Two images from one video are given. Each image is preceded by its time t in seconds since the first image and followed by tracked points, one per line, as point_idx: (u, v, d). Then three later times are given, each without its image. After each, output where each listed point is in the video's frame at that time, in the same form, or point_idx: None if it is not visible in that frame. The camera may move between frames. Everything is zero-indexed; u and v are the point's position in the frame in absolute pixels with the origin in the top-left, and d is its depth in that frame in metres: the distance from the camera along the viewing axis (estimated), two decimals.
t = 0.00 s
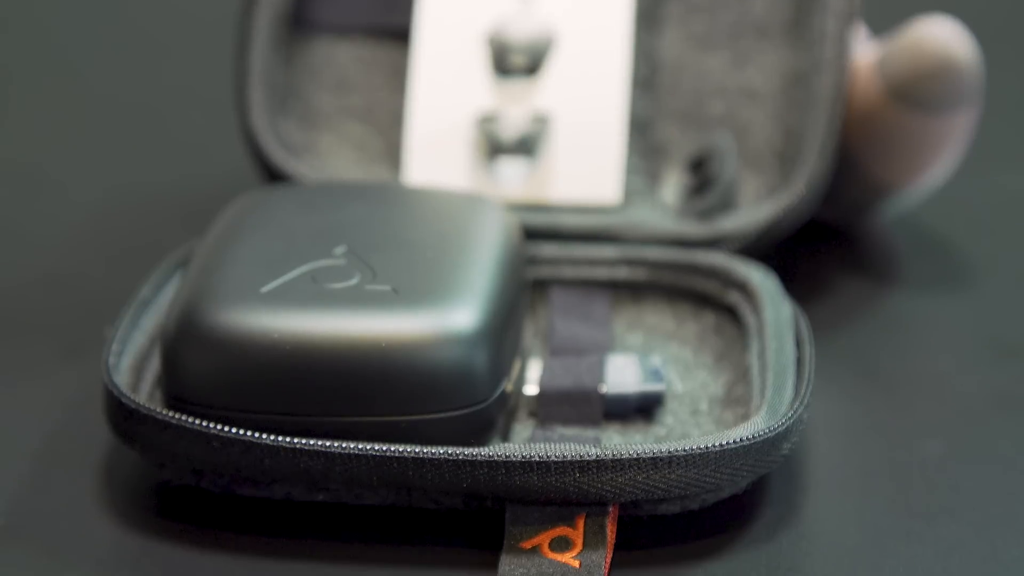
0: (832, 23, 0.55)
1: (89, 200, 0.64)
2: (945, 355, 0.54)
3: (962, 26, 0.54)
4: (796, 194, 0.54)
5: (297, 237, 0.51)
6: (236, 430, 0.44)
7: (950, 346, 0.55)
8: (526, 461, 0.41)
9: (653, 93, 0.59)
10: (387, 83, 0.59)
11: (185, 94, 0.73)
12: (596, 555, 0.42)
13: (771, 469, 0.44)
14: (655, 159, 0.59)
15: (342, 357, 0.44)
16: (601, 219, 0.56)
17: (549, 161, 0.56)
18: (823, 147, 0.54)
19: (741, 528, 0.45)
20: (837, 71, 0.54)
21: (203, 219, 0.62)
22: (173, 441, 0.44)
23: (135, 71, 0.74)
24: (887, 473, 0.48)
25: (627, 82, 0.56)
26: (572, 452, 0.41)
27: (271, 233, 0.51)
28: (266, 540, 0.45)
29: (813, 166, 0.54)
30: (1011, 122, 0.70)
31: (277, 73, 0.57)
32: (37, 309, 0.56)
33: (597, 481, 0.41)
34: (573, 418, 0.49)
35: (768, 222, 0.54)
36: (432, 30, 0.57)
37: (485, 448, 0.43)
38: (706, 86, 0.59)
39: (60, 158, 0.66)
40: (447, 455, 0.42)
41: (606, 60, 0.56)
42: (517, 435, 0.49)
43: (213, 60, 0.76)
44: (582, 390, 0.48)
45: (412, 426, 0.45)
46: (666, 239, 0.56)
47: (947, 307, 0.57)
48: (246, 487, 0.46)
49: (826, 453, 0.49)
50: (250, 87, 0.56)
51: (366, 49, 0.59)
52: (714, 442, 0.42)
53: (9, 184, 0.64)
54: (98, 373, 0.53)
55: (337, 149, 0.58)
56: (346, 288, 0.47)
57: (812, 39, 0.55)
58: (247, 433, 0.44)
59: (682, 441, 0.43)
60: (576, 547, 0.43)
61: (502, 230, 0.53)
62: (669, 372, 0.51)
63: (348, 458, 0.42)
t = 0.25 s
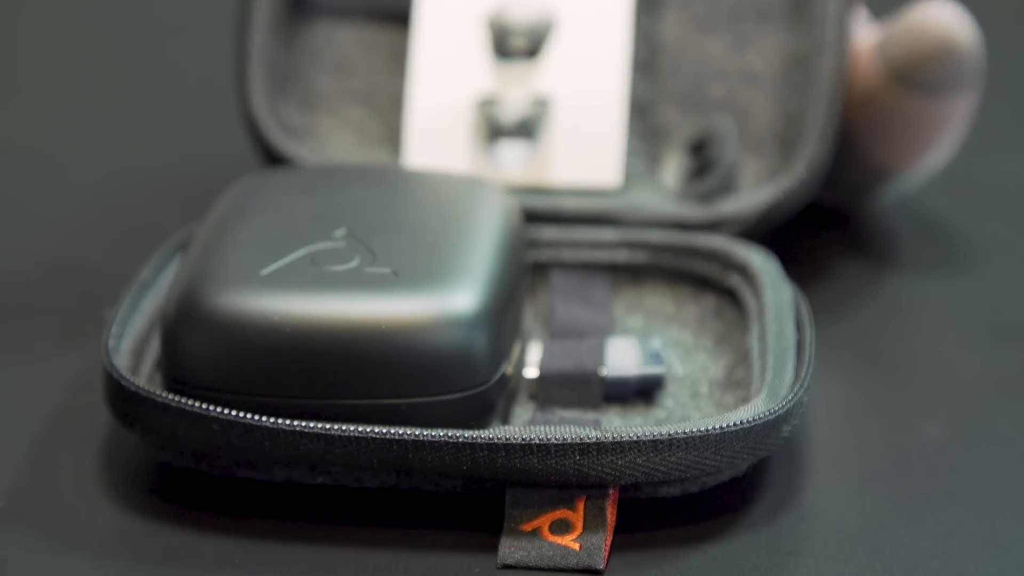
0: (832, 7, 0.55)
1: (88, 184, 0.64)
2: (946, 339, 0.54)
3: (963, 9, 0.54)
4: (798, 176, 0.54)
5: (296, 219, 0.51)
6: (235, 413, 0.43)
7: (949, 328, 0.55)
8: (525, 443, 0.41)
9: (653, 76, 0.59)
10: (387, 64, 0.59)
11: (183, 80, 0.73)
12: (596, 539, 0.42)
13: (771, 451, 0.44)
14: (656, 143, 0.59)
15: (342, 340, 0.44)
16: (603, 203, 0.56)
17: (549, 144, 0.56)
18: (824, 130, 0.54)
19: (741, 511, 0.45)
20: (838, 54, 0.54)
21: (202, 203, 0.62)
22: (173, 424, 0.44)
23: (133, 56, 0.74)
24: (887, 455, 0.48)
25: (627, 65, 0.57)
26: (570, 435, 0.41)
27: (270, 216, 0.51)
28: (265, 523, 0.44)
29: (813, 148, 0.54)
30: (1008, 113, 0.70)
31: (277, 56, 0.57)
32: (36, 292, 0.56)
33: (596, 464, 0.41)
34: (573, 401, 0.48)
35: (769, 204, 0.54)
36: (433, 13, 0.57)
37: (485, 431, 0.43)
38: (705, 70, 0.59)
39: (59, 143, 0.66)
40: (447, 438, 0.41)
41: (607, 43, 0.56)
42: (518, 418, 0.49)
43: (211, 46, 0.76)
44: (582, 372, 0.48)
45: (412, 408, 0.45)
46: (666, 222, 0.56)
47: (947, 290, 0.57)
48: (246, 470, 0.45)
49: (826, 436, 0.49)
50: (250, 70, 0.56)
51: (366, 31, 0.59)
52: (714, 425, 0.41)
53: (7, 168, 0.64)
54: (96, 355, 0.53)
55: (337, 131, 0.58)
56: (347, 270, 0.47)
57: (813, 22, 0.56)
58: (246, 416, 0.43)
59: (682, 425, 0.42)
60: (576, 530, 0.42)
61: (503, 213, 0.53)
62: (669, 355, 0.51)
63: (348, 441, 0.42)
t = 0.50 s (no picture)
0: None
1: (88, 173, 0.64)
2: (945, 325, 0.54)
3: None
4: (799, 162, 0.54)
5: (296, 205, 0.50)
6: (235, 399, 0.43)
7: (949, 315, 0.55)
8: (525, 430, 0.41)
9: (653, 62, 0.59)
10: (387, 51, 0.59)
11: (184, 73, 0.73)
12: (596, 525, 0.42)
13: (771, 438, 0.43)
14: (655, 129, 0.59)
15: (342, 327, 0.43)
16: (604, 189, 0.56)
17: (549, 131, 0.56)
18: (824, 116, 0.54)
19: (741, 498, 0.45)
20: (838, 39, 0.54)
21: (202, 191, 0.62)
22: (175, 411, 0.43)
23: (135, 50, 0.74)
24: (887, 441, 0.48)
25: (628, 51, 0.57)
26: (569, 421, 0.41)
27: (270, 202, 0.51)
28: (264, 510, 0.44)
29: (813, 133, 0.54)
30: (1004, 107, 0.70)
31: (276, 42, 0.57)
32: (35, 279, 0.56)
33: (596, 451, 0.41)
34: (574, 388, 0.48)
35: (769, 190, 0.54)
36: None
37: (486, 418, 0.42)
38: (705, 56, 0.59)
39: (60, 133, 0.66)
40: (447, 424, 0.41)
41: (607, 29, 0.56)
42: (518, 405, 0.48)
43: (212, 39, 0.76)
44: (582, 358, 0.48)
45: (411, 395, 0.44)
46: (665, 208, 0.56)
47: (946, 277, 0.57)
48: (246, 456, 0.45)
49: (827, 422, 0.49)
50: (250, 57, 0.56)
51: (365, 17, 0.59)
52: (713, 412, 0.41)
53: (8, 158, 0.64)
54: (95, 341, 0.53)
55: (337, 119, 0.58)
56: (347, 257, 0.46)
57: (813, 8, 0.56)
58: (246, 403, 0.43)
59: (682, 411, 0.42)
60: (577, 517, 0.42)
61: (504, 199, 0.53)
62: (668, 342, 0.51)
63: (348, 427, 0.42)
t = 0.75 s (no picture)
0: None
1: (88, 162, 0.64)
2: (946, 313, 0.54)
3: None
4: (799, 150, 0.54)
5: (296, 193, 0.50)
6: (235, 387, 0.43)
7: (949, 303, 0.55)
8: (525, 417, 0.41)
9: (653, 51, 0.59)
10: (388, 39, 0.59)
11: (186, 65, 0.73)
12: (596, 513, 0.42)
13: (771, 426, 0.43)
14: (655, 118, 0.59)
15: (343, 316, 0.43)
16: (604, 176, 0.56)
17: (549, 119, 0.56)
18: (824, 104, 0.54)
19: (741, 485, 0.45)
20: (839, 28, 0.54)
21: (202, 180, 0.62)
22: (174, 399, 0.43)
23: (137, 43, 0.74)
24: (887, 428, 0.48)
25: (628, 39, 0.57)
26: (569, 409, 0.41)
27: (270, 190, 0.51)
28: (264, 498, 0.44)
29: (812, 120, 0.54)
30: (1003, 100, 0.70)
31: (276, 30, 0.57)
32: (36, 266, 0.56)
33: (597, 439, 0.40)
34: (574, 376, 0.48)
35: (769, 179, 0.54)
36: None
37: (485, 406, 0.42)
38: (706, 44, 0.59)
39: (61, 123, 0.67)
40: (447, 412, 0.41)
41: (607, 17, 0.56)
42: (518, 394, 0.48)
43: (214, 33, 0.76)
44: (582, 346, 0.48)
45: (411, 383, 0.44)
46: (665, 195, 0.56)
47: (947, 266, 0.57)
48: (246, 444, 0.45)
49: (827, 410, 0.49)
50: (251, 46, 0.56)
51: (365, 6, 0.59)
52: (714, 400, 0.41)
53: (9, 147, 0.64)
54: (94, 328, 0.53)
55: (337, 108, 0.58)
56: (348, 245, 0.46)
57: None
58: (246, 391, 0.42)
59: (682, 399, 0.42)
60: (577, 505, 0.42)
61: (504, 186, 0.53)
62: (669, 330, 0.51)
63: (348, 415, 0.41)
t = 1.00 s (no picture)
0: None
1: (88, 155, 0.64)
2: (946, 307, 0.54)
3: None
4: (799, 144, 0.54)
5: (296, 186, 0.50)
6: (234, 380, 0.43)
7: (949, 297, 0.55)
8: (525, 411, 0.41)
9: (653, 44, 0.58)
10: (388, 31, 0.59)
11: (186, 59, 0.73)
12: (596, 506, 0.42)
13: (771, 420, 0.43)
14: (654, 111, 0.59)
15: (342, 311, 0.43)
16: (603, 170, 0.56)
17: (549, 113, 0.56)
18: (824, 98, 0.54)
19: (741, 479, 0.45)
20: (839, 21, 0.54)
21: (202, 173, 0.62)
22: (174, 393, 0.43)
23: (138, 38, 0.74)
24: (887, 421, 0.48)
25: (628, 32, 0.57)
26: (570, 403, 0.41)
27: (270, 183, 0.51)
28: (264, 492, 0.44)
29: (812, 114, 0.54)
30: (1003, 95, 0.70)
31: (276, 23, 0.57)
32: (35, 258, 0.56)
33: (596, 433, 0.40)
34: (574, 369, 0.48)
35: (769, 173, 0.54)
36: None
37: (485, 400, 0.42)
38: (706, 37, 0.59)
39: (61, 117, 0.67)
40: (447, 406, 0.41)
41: (607, 10, 0.56)
42: (518, 386, 0.48)
43: (214, 28, 0.76)
44: (582, 340, 0.48)
45: (411, 377, 0.44)
46: (665, 188, 0.56)
47: (946, 260, 0.57)
48: (245, 437, 0.44)
49: (827, 403, 0.49)
50: (250, 39, 0.56)
51: None
52: (715, 394, 0.41)
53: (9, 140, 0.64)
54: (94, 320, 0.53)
55: (337, 101, 0.59)
56: (347, 239, 0.46)
57: None
58: (246, 384, 0.42)
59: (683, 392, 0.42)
60: (577, 498, 0.42)
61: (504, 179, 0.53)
62: (669, 323, 0.50)
63: (348, 408, 0.41)
